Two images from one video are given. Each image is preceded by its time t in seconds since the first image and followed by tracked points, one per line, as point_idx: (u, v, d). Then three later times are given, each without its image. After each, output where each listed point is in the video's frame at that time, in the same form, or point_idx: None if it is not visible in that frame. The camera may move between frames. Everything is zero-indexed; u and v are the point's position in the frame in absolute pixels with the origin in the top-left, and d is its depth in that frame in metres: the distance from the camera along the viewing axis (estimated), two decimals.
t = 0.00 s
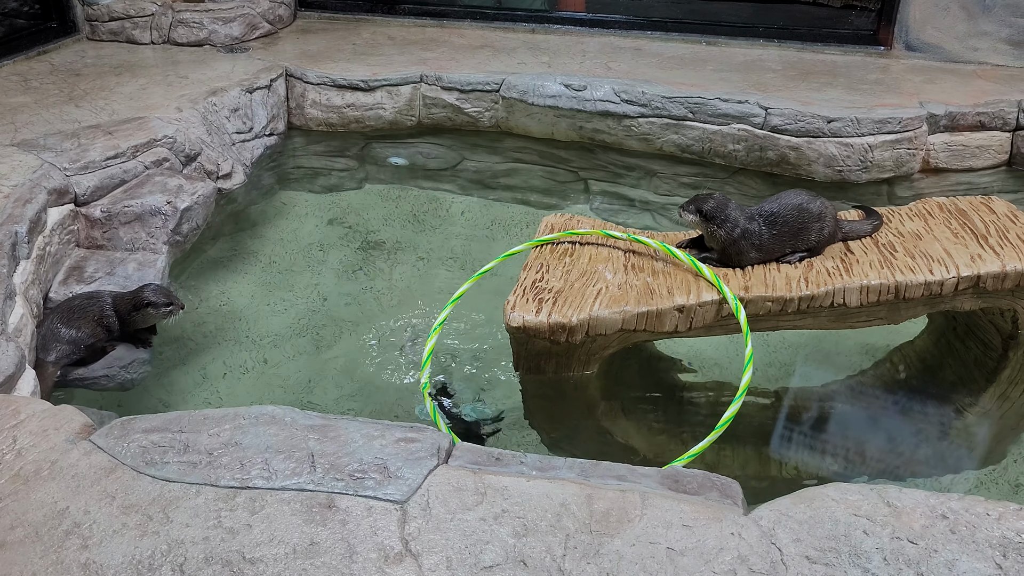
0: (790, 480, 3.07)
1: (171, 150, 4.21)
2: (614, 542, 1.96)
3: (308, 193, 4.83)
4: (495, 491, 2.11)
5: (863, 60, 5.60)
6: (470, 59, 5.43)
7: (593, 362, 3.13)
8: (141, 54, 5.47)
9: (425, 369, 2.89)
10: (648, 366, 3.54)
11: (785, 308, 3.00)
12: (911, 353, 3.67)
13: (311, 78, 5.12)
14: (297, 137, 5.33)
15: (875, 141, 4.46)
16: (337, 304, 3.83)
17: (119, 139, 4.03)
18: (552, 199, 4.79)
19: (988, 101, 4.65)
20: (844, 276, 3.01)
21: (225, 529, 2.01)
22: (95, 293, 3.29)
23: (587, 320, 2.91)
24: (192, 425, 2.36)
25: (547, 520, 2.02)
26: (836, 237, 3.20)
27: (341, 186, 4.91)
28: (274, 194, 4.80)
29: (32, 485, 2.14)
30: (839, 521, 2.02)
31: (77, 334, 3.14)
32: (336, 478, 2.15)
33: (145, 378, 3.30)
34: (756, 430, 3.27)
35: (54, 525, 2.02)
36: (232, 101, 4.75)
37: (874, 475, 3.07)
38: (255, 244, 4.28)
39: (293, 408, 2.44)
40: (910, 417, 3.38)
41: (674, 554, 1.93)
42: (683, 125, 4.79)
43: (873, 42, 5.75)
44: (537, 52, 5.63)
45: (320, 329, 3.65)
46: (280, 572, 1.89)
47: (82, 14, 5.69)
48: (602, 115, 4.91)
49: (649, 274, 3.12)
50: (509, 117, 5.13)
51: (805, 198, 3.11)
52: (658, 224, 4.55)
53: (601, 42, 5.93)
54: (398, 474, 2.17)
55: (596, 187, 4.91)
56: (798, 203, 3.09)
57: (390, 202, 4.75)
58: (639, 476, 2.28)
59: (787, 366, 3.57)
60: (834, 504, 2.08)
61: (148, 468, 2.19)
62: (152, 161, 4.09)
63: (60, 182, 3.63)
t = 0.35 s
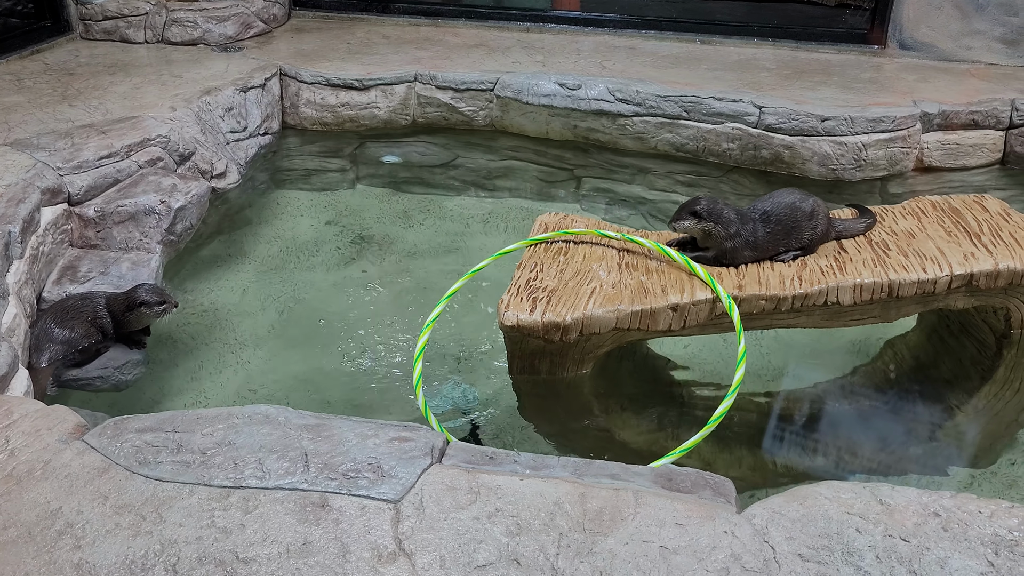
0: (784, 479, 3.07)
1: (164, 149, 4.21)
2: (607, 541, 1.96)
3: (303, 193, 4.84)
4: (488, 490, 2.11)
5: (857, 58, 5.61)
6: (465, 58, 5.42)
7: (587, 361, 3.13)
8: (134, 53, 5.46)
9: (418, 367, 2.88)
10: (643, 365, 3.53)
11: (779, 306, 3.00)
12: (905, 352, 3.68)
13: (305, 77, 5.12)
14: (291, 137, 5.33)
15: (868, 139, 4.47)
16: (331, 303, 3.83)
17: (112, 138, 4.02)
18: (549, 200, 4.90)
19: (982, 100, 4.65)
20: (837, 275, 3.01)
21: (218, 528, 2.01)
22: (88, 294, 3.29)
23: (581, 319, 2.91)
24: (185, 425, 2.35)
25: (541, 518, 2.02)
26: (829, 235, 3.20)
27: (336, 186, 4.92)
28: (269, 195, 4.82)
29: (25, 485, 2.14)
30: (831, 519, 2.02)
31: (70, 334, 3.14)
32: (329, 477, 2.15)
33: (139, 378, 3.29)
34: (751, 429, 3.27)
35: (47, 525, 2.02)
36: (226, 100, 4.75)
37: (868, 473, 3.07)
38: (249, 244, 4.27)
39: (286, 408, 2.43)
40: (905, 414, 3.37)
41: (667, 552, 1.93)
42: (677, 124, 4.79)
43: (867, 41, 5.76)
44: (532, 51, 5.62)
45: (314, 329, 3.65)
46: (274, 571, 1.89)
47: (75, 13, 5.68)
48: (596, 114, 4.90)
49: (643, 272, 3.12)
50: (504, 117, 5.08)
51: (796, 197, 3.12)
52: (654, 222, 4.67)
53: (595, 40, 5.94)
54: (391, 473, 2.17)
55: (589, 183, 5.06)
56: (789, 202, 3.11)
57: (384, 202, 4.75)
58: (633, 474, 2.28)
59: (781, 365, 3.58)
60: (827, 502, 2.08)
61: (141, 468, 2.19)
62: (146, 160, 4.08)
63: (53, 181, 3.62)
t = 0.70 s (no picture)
0: (779, 477, 3.07)
1: (158, 149, 4.20)
2: (602, 539, 1.96)
3: (298, 193, 4.83)
4: (482, 489, 2.11)
5: (851, 57, 5.62)
6: (459, 57, 5.42)
7: (582, 360, 3.13)
8: (128, 53, 5.45)
9: (414, 367, 2.87)
10: (637, 364, 3.55)
11: (773, 305, 3.00)
12: (900, 350, 3.69)
13: (299, 77, 5.11)
14: (286, 136, 5.32)
15: (863, 138, 4.48)
16: (327, 303, 3.83)
17: (106, 138, 4.01)
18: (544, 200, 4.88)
19: (975, 98, 4.66)
20: (832, 273, 3.02)
21: (213, 529, 2.01)
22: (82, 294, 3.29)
23: (576, 318, 2.91)
24: (179, 425, 2.35)
25: (536, 517, 2.02)
26: (823, 234, 3.20)
27: (331, 185, 4.92)
28: (264, 195, 4.82)
29: (18, 486, 2.14)
30: (826, 517, 2.03)
31: (64, 334, 3.13)
32: (323, 477, 2.14)
33: (133, 377, 3.29)
34: (745, 428, 3.28)
35: (41, 526, 2.01)
36: (220, 100, 4.74)
37: (864, 471, 3.07)
38: (243, 244, 4.27)
39: (281, 408, 2.43)
40: (900, 413, 3.38)
41: (662, 550, 1.93)
42: (672, 122, 4.79)
43: (861, 39, 5.77)
44: (526, 50, 5.62)
45: (309, 328, 3.64)
46: (268, 571, 1.88)
47: (68, 13, 5.67)
48: (590, 113, 4.90)
49: (638, 271, 3.12)
50: (499, 116, 5.08)
51: (788, 196, 3.12)
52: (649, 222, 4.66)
53: (590, 39, 5.94)
54: (385, 473, 2.17)
55: (585, 183, 5.04)
56: (782, 201, 3.10)
57: (380, 202, 4.75)
58: (627, 473, 2.28)
59: (776, 364, 3.58)
60: (821, 500, 2.08)
61: (135, 468, 2.18)
62: (140, 160, 4.08)
63: (47, 182, 3.61)
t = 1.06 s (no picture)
0: (775, 477, 3.07)
1: (153, 149, 4.19)
2: (599, 539, 1.96)
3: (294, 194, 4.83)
4: (479, 488, 2.11)
5: (846, 56, 5.63)
6: (454, 56, 5.42)
7: (578, 359, 3.13)
8: (123, 53, 5.44)
9: (413, 364, 2.86)
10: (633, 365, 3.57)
11: (769, 303, 3.00)
12: (896, 350, 3.69)
13: (294, 77, 5.09)
14: (281, 136, 5.31)
15: (858, 136, 4.48)
16: (324, 303, 3.82)
17: (100, 138, 4.00)
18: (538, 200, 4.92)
19: (970, 97, 4.67)
20: (828, 272, 3.01)
21: (209, 529, 2.00)
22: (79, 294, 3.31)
23: (572, 317, 2.90)
24: (176, 425, 2.34)
25: (533, 517, 2.02)
26: (818, 232, 3.21)
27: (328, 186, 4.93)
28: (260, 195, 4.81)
29: (13, 487, 2.13)
30: (823, 515, 2.02)
31: (60, 334, 3.15)
32: (320, 477, 2.14)
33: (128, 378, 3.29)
34: (741, 427, 3.28)
35: (36, 528, 2.01)
36: (215, 100, 4.73)
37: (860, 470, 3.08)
38: (239, 244, 4.26)
39: (277, 408, 2.42)
40: (896, 412, 3.38)
41: (658, 549, 1.92)
42: (667, 121, 4.79)
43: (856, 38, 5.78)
44: (522, 49, 5.62)
45: (306, 328, 3.64)
46: (265, 572, 1.88)
47: (63, 13, 5.66)
48: (586, 112, 4.89)
49: (634, 270, 3.13)
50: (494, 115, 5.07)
51: (779, 194, 3.10)
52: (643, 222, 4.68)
53: (586, 39, 5.94)
54: (382, 473, 2.16)
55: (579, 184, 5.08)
56: (772, 199, 3.09)
57: (377, 203, 4.74)
58: (624, 472, 2.28)
59: (772, 364, 3.58)
60: (818, 498, 2.08)
61: (131, 469, 2.18)
62: (135, 160, 4.07)
63: (41, 182, 3.59)
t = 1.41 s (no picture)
0: (774, 477, 3.08)
1: (151, 151, 4.19)
2: (599, 540, 1.96)
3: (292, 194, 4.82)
4: (478, 490, 2.10)
5: (844, 56, 5.64)
6: (452, 57, 5.42)
7: (576, 360, 3.14)
8: (120, 55, 5.43)
9: (436, 359, 2.82)
10: (630, 366, 3.57)
11: (768, 304, 3.01)
12: (893, 350, 3.70)
13: (292, 78, 5.10)
14: (279, 137, 5.31)
15: (856, 136, 4.49)
16: (320, 305, 3.81)
17: (98, 140, 4.00)
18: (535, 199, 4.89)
19: (967, 97, 4.69)
20: (826, 272, 3.02)
21: (208, 531, 2.00)
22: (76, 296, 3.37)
23: (570, 318, 2.90)
24: (174, 428, 2.34)
25: (532, 518, 2.02)
26: (817, 233, 3.21)
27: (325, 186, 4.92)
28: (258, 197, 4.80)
29: (12, 490, 2.12)
30: (822, 516, 2.03)
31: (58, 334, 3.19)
32: (319, 479, 2.14)
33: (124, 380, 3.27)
34: (740, 427, 3.28)
35: (34, 530, 2.00)
36: (213, 101, 4.73)
37: (859, 470, 3.08)
38: (236, 245, 4.26)
39: (275, 409, 2.43)
40: (894, 411, 3.38)
41: (658, 550, 1.93)
42: (665, 122, 4.80)
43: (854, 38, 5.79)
44: (519, 50, 5.62)
45: (303, 329, 3.64)
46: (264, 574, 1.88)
47: (60, 15, 5.65)
48: (583, 113, 4.91)
49: (632, 271, 3.13)
50: (492, 116, 5.09)
51: (782, 192, 3.10)
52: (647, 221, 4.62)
53: (583, 39, 5.94)
54: (381, 474, 2.16)
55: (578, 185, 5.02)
56: (775, 197, 3.08)
57: (375, 204, 4.74)
58: (623, 473, 2.29)
59: (770, 364, 3.58)
60: (818, 498, 2.09)
61: (129, 472, 2.17)
62: (132, 162, 4.07)
63: (39, 184, 3.59)
